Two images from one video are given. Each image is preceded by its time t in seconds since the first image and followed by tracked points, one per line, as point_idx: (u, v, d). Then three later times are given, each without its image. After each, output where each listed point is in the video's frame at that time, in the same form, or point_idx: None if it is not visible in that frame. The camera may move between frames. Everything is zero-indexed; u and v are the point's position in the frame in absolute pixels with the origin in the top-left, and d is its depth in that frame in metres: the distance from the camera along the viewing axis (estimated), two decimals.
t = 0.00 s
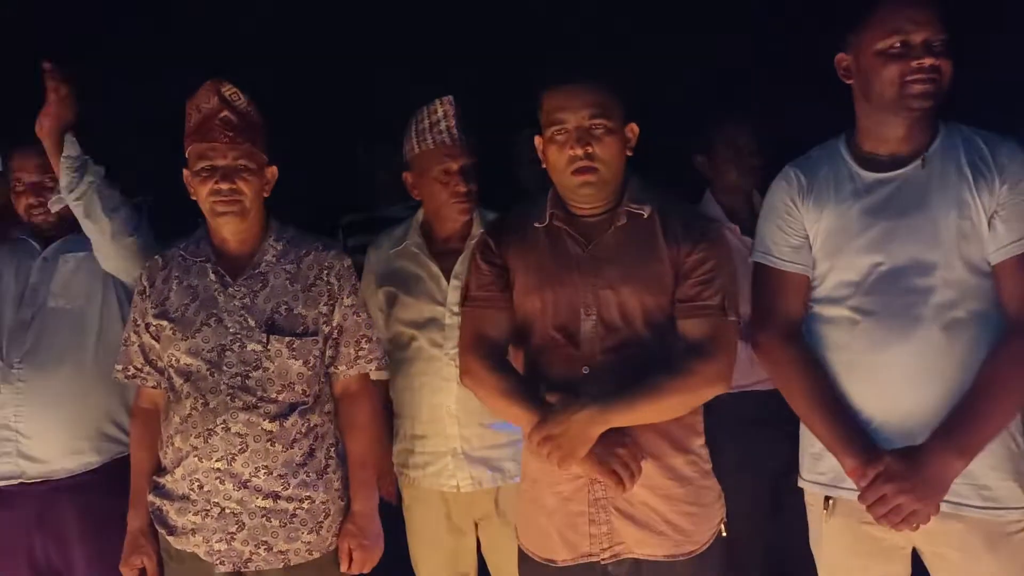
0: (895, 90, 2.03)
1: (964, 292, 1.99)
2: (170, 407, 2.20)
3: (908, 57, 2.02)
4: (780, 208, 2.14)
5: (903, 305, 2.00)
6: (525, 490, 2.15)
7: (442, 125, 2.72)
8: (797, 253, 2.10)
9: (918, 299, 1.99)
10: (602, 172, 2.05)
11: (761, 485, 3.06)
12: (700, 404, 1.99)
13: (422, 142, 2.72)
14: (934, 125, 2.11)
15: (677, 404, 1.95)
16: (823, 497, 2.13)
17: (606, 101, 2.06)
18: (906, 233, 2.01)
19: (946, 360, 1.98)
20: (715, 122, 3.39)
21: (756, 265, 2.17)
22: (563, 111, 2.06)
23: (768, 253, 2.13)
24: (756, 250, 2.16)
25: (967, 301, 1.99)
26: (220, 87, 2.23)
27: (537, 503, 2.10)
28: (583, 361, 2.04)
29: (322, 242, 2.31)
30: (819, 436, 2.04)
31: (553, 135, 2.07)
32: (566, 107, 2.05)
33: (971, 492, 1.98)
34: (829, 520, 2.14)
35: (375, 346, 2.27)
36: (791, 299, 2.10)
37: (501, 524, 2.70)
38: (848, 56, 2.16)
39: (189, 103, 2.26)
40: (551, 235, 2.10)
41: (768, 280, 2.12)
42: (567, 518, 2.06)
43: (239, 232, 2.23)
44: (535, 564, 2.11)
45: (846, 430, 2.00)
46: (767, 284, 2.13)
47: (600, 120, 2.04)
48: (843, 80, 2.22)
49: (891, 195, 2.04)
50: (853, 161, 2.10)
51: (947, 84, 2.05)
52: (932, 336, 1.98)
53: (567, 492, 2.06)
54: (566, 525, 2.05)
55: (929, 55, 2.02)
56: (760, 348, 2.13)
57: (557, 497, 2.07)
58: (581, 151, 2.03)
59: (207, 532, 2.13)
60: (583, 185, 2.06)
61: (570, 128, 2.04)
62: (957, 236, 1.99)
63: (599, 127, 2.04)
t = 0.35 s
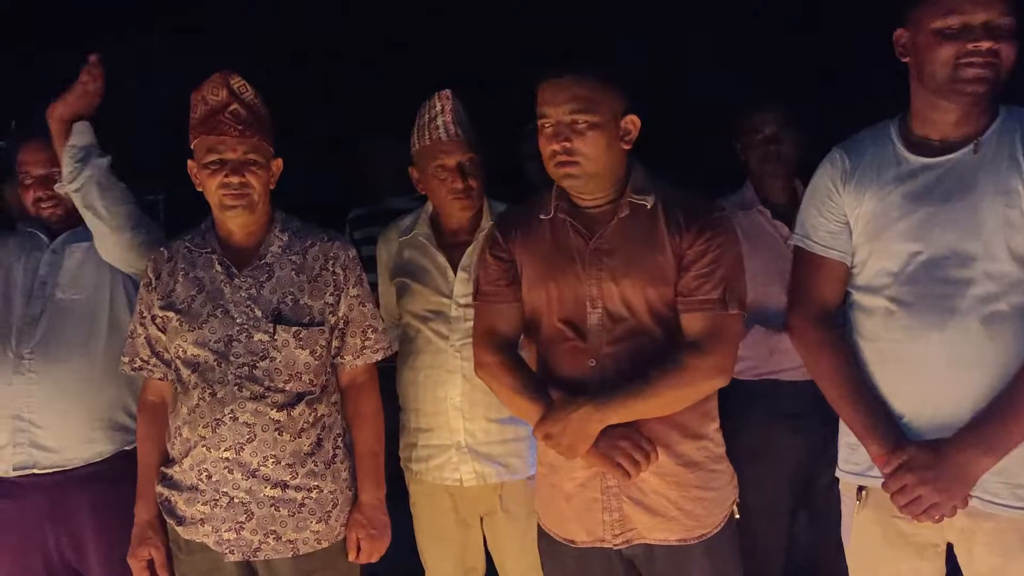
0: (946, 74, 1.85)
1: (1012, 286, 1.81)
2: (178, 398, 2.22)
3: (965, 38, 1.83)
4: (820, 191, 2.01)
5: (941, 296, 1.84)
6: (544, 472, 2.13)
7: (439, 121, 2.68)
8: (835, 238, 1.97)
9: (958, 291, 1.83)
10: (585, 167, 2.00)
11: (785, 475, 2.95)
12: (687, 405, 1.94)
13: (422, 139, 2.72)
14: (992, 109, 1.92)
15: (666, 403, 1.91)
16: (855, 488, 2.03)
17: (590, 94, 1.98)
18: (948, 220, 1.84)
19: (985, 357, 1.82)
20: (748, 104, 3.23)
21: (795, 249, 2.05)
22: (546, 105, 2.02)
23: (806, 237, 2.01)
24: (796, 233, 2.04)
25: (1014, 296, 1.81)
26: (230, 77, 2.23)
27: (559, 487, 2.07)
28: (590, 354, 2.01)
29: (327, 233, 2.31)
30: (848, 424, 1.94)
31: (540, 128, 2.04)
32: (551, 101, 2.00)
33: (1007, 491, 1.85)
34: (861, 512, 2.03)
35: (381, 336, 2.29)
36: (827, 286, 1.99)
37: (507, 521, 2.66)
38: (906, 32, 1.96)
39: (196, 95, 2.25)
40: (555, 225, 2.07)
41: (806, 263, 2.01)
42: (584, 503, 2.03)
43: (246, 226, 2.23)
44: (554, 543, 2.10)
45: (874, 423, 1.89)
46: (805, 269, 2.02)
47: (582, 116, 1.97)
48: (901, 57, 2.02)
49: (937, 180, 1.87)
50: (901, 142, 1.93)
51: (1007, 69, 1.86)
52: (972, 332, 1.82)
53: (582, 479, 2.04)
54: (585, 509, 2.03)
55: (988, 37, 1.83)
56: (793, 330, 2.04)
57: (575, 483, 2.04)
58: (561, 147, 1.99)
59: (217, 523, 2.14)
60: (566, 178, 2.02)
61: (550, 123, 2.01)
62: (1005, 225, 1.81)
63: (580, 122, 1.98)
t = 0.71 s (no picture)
0: (950, 74, 1.85)
1: None
2: (189, 395, 2.24)
3: (963, 42, 1.81)
4: (851, 178, 1.98)
5: (967, 293, 1.80)
6: (555, 463, 2.15)
7: (434, 121, 2.71)
8: (863, 227, 1.94)
9: (985, 288, 1.78)
10: (595, 164, 1.98)
11: (796, 471, 2.89)
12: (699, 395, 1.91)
13: (422, 141, 2.76)
14: None
15: (663, 399, 1.87)
16: (875, 479, 2.00)
17: (597, 92, 1.98)
18: (978, 215, 1.79)
19: (1011, 356, 1.77)
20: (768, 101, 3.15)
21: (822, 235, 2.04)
22: (558, 103, 2.02)
23: (832, 223, 1.99)
24: (822, 218, 2.02)
25: None
26: (240, 78, 2.25)
27: (564, 476, 2.10)
28: (591, 348, 2.01)
29: (336, 231, 2.31)
30: (869, 410, 1.93)
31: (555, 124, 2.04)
32: (558, 100, 2.02)
33: None
34: (882, 504, 2.00)
35: (390, 334, 2.30)
36: (856, 273, 1.96)
37: (512, 519, 2.65)
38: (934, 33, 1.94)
39: (207, 94, 2.27)
40: (567, 222, 2.06)
41: (835, 249, 2.00)
42: (590, 492, 2.04)
43: (255, 225, 2.25)
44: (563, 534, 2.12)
45: (893, 414, 1.87)
46: (834, 255, 2.00)
47: (592, 112, 1.96)
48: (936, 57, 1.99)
49: (970, 174, 1.81)
50: (937, 134, 1.88)
51: (1017, 69, 1.78)
52: (999, 330, 1.77)
53: (585, 468, 2.05)
54: (588, 498, 2.04)
55: (984, 39, 1.78)
56: (823, 319, 2.01)
57: (578, 472, 2.06)
58: (572, 143, 1.98)
59: (227, 519, 2.16)
60: (577, 174, 2.01)
61: (564, 120, 2.01)
62: None
63: (593, 119, 1.97)
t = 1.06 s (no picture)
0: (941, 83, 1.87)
1: None
2: (195, 397, 2.25)
3: (953, 52, 1.83)
4: (862, 177, 2.00)
5: (971, 295, 1.81)
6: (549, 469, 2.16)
7: (431, 126, 2.74)
8: (872, 227, 1.96)
9: (989, 291, 1.79)
10: (612, 165, 2.00)
11: (792, 472, 2.91)
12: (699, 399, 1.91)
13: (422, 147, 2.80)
14: None
15: (661, 400, 1.88)
16: (881, 479, 2.01)
17: (613, 95, 1.99)
18: (983, 218, 1.79)
19: (1014, 360, 1.77)
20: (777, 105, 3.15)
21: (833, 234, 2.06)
22: (574, 106, 2.03)
23: (843, 222, 2.02)
24: (833, 217, 2.05)
25: None
26: (247, 83, 2.26)
27: (558, 480, 2.12)
28: (593, 345, 2.01)
29: (341, 234, 2.33)
30: (874, 411, 1.94)
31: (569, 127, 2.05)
32: (575, 102, 2.03)
33: None
34: (885, 504, 2.02)
35: (394, 338, 2.31)
36: (864, 273, 1.99)
37: (515, 521, 2.66)
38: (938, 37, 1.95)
39: (215, 97, 2.28)
40: (575, 224, 2.08)
41: (845, 249, 2.02)
42: (580, 497, 2.05)
43: (261, 229, 2.27)
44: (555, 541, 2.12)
45: (896, 414, 1.89)
46: (844, 255, 2.02)
47: (608, 114, 1.98)
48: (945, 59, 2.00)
49: (978, 177, 1.82)
50: (948, 136, 1.89)
51: (1008, 77, 1.78)
52: (1002, 334, 1.78)
53: (578, 472, 2.07)
54: (578, 502, 2.05)
55: (972, 48, 1.80)
56: (831, 319, 2.03)
57: (571, 475, 2.08)
58: (588, 145, 1.99)
59: (232, 520, 2.18)
60: (591, 177, 2.02)
61: (580, 123, 2.02)
62: None
63: (608, 122, 1.99)
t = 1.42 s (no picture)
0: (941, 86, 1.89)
1: None
2: (199, 397, 2.26)
3: (954, 53, 1.86)
4: (860, 180, 2.03)
5: (970, 297, 1.83)
6: (549, 477, 2.15)
7: (438, 128, 2.75)
8: (870, 230, 1.99)
9: (988, 293, 1.81)
10: (631, 170, 2.02)
11: (793, 475, 2.93)
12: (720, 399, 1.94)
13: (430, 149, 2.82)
14: None
15: (669, 401, 1.90)
16: (881, 480, 2.03)
17: (630, 99, 2.01)
18: (981, 220, 1.82)
19: (1013, 360, 1.80)
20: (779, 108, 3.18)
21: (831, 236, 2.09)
22: (593, 109, 2.03)
23: (841, 224, 2.04)
24: (831, 219, 2.07)
25: None
26: (250, 86, 2.26)
27: (561, 488, 2.10)
28: (605, 347, 2.02)
29: (346, 236, 2.34)
30: (875, 413, 1.96)
31: (584, 131, 2.04)
32: (597, 105, 2.02)
33: None
34: (886, 507, 2.04)
35: (398, 340, 2.32)
36: (864, 275, 2.01)
37: (516, 523, 2.67)
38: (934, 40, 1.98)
39: (219, 100, 2.28)
40: (580, 225, 2.09)
41: (844, 252, 2.04)
42: (588, 502, 2.04)
43: (266, 231, 2.28)
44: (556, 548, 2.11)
45: (896, 415, 1.91)
46: (843, 258, 2.05)
47: (630, 120, 2.00)
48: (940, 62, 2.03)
49: (975, 180, 1.85)
50: (945, 139, 1.92)
51: (1007, 77, 1.80)
52: (1001, 335, 1.80)
53: (588, 477, 2.06)
54: (586, 508, 2.04)
55: (972, 49, 1.83)
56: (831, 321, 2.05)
57: (579, 481, 2.07)
58: (609, 150, 2.00)
59: (234, 521, 2.18)
60: (610, 181, 2.03)
61: (600, 127, 2.01)
62: None
63: (629, 127, 2.00)
